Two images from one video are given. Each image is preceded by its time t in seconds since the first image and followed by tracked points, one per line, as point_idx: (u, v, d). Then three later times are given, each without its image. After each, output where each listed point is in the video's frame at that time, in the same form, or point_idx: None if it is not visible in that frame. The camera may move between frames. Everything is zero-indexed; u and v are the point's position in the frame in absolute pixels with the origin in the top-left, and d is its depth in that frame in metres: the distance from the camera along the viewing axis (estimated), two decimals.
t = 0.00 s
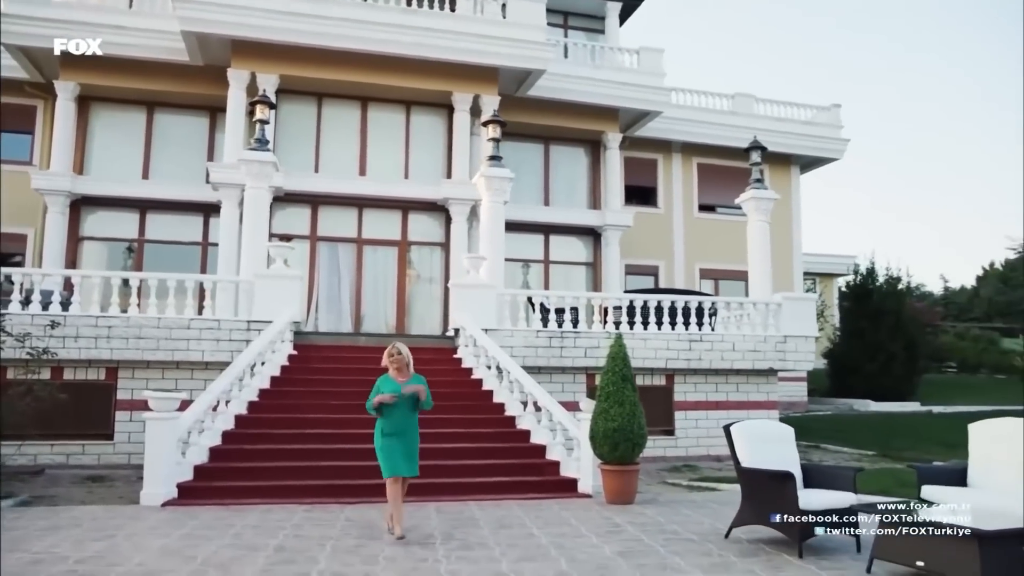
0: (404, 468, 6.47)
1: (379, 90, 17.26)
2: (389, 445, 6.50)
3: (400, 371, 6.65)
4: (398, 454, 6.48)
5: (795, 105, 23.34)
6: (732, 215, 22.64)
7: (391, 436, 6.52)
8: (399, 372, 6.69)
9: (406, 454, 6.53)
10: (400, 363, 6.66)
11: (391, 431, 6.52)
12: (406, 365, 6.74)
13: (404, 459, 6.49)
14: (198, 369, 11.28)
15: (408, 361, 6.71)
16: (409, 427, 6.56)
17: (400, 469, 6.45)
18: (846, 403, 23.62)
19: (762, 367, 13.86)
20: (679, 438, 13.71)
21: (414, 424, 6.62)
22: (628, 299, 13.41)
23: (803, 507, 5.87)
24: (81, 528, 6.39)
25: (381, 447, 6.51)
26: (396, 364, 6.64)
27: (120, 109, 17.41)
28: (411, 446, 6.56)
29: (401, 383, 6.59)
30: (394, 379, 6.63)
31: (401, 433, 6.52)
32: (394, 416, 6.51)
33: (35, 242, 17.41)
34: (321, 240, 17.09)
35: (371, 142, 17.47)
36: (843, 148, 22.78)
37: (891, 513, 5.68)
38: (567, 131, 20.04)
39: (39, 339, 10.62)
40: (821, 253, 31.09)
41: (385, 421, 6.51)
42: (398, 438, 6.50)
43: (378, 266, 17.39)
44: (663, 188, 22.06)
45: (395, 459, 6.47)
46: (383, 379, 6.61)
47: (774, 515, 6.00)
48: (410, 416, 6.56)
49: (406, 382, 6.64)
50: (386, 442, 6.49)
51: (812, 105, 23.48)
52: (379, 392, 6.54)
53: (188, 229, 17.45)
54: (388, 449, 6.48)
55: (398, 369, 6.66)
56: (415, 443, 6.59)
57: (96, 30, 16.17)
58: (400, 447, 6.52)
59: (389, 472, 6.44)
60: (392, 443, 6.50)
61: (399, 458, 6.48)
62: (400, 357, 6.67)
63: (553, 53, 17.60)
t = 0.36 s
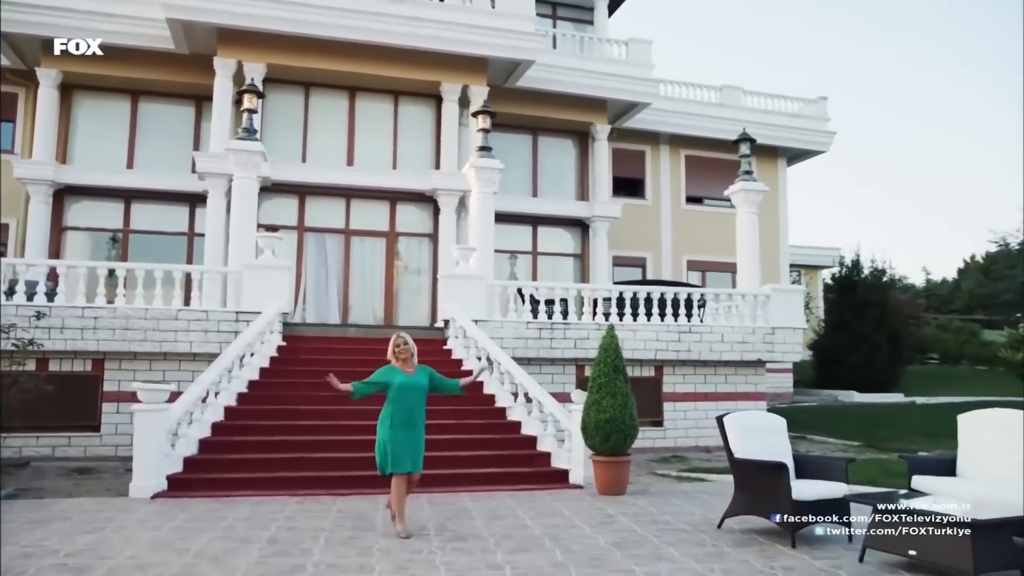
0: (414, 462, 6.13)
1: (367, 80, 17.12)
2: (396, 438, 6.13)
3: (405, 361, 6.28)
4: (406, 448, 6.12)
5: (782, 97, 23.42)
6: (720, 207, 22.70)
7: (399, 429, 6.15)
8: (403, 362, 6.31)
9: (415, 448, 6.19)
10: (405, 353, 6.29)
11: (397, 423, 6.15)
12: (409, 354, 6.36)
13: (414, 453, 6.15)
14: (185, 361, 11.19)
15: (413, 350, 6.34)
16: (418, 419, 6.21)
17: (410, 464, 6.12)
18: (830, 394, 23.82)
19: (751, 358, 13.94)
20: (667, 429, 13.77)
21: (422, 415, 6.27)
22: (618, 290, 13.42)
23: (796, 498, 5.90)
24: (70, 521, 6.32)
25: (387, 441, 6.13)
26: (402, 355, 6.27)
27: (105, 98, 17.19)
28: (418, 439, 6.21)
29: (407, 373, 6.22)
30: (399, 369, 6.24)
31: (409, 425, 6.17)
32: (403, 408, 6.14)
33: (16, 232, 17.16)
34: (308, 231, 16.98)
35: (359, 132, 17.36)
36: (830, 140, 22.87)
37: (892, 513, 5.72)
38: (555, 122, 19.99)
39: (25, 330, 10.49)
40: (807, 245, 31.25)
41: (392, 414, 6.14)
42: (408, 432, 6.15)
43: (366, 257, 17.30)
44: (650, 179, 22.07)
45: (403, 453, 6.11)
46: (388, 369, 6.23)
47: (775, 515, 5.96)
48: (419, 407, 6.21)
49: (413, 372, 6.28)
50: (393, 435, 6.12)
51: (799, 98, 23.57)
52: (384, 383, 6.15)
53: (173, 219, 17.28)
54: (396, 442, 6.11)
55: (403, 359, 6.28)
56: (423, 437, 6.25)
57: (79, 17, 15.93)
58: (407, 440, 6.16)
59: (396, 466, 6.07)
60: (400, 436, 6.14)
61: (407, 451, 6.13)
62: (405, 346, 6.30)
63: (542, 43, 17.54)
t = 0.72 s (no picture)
0: (420, 457, 5.95)
1: (351, 72, 16.98)
2: (400, 432, 5.96)
3: (410, 352, 6.13)
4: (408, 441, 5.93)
5: (765, 92, 23.53)
6: (703, 201, 22.79)
7: (402, 422, 5.97)
8: (408, 353, 6.15)
9: (420, 443, 6.00)
10: (410, 343, 6.13)
11: (401, 416, 5.97)
12: (414, 344, 6.21)
13: (419, 448, 5.97)
14: (168, 354, 11.07)
15: (419, 341, 6.18)
16: (423, 413, 6.03)
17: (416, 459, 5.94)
18: (811, 387, 24.04)
19: (735, 352, 14.03)
20: (652, 422, 13.84)
21: (428, 409, 6.09)
22: (603, 284, 13.44)
23: (785, 490, 5.93)
24: (54, 517, 6.23)
25: (392, 434, 5.94)
26: (407, 345, 6.11)
27: (84, 88, 16.91)
28: (424, 434, 6.02)
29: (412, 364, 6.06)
30: (405, 361, 6.08)
31: (413, 419, 5.99)
32: (408, 401, 5.95)
33: None
34: (292, 223, 16.85)
35: (343, 123, 17.23)
36: (812, 135, 23.04)
37: (890, 513, 5.64)
38: (540, 115, 19.96)
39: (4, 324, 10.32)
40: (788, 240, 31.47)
41: (397, 406, 5.96)
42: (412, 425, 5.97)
43: (350, 250, 17.20)
44: (634, 173, 22.10)
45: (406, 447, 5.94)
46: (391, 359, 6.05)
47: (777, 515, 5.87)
48: (424, 400, 6.03)
49: (418, 364, 6.12)
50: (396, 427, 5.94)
51: (782, 93, 23.72)
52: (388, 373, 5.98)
53: (154, 211, 17.08)
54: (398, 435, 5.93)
55: (407, 350, 6.13)
56: (430, 431, 6.07)
57: (57, 5, 15.66)
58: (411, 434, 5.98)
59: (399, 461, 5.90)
60: (404, 430, 5.96)
61: (411, 446, 5.95)
62: (410, 337, 6.14)
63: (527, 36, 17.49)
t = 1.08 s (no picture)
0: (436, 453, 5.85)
1: (332, 62, 16.82)
2: (417, 428, 5.81)
3: (424, 345, 5.95)
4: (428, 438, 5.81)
5: (745, 87, 23.65)
6: (684, 195, 22.88)
7: (419, 418, 5.81)
8: (421, 345, 5.95)
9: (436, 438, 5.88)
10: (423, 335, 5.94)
11: (419, 412, 5.82)
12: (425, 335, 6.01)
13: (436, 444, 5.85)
14: (148, 347, 10.94)
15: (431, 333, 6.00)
16: (439, 407, 5.89)
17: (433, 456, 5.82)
18: (789, 380, 24.28)
19: (716, 345, 14.13)
20: (634, 415, 13.90)
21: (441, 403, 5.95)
22: (586, 277, 13.45)
23: (772, 482, 5.97)
24: (33, 512, 6.13)
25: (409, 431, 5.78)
26: (421, 337, 5.91)
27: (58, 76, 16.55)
28: (442, 428, 5.90)
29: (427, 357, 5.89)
30: (419, 354, 5.90)
31: (431, 414, 5.85)
32: (426, 396, 5.80)
33: None
34: (271, 215, 16.69)
35: (324, 114, 17.07)
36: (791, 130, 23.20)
37: (891, 513, 5.31)
38: (521, 108, 19.90)
39: None
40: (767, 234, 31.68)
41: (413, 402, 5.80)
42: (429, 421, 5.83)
43: (330, 242, 17.07)
44: (615, 167, 22.12)
45: (426, 444, 5.82)
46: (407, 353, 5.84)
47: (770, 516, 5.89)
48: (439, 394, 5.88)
49: (431, 356, 5.96)
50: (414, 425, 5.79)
51: (762, 88, 23.86)
52: (404, 368, 5.78)
53: (130, 202, 16.84)
54: (416, 432, 5.79)
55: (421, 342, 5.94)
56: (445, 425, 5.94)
57: None
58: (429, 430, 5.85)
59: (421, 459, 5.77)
60: (422, 426, 5.82)
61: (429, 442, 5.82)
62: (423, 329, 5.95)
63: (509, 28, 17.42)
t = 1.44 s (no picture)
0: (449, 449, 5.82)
1: (308, 53, 16.64)
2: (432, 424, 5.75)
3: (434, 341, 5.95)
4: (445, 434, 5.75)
5: (720, 83, 23.83)
6: (659, 189, 23.00)
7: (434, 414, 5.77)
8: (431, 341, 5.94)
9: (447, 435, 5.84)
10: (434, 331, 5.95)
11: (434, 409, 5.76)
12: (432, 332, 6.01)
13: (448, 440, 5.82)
14: (121, 341, 10.78)
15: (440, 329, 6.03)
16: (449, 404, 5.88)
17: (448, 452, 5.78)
18: (762, 373, 24.54)
19: (693, 339, 14.24)
20: (612, 408, 13.97)
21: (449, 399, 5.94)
22: (564, 271, 13.46)
23: (752, 474, 6.03)
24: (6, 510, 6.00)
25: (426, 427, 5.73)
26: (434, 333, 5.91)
27: (25, 65, 16.17)
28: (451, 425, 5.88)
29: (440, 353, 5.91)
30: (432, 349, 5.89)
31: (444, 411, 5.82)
32: (442, 391, 5.79)
33: None
34: (246, 207, 16.49)
35: (300, 106, 16.89)
36: (765, 126, 23.42)
37: (892, 513, 5.17)
38: (498, 101, 19.85)
39: None
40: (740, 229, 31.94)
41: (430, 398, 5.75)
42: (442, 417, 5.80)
43: (306, 235, 16.90)
44: (591, 161, 22.14)
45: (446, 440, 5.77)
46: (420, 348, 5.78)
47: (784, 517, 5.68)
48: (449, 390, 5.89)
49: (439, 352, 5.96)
50: (427, 422, 5.73)
51: (737, 84, 24.05)
52: (425, 363, 5.72)
53: (101, 193, 16.53)
54: (433, 429, 5.72)
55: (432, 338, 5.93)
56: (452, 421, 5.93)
57: None
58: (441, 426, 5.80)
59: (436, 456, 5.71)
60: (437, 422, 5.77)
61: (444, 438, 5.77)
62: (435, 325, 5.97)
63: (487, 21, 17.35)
